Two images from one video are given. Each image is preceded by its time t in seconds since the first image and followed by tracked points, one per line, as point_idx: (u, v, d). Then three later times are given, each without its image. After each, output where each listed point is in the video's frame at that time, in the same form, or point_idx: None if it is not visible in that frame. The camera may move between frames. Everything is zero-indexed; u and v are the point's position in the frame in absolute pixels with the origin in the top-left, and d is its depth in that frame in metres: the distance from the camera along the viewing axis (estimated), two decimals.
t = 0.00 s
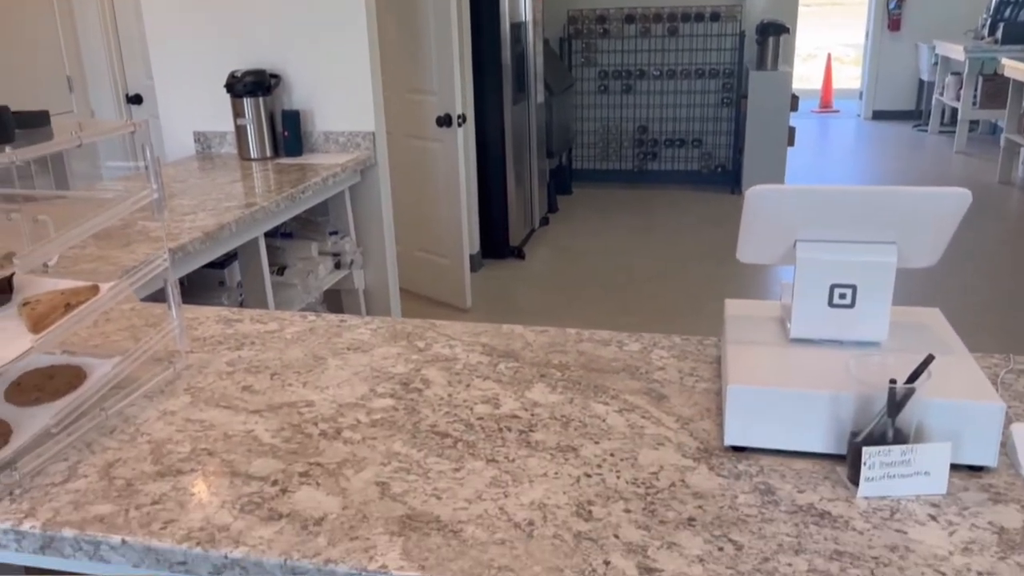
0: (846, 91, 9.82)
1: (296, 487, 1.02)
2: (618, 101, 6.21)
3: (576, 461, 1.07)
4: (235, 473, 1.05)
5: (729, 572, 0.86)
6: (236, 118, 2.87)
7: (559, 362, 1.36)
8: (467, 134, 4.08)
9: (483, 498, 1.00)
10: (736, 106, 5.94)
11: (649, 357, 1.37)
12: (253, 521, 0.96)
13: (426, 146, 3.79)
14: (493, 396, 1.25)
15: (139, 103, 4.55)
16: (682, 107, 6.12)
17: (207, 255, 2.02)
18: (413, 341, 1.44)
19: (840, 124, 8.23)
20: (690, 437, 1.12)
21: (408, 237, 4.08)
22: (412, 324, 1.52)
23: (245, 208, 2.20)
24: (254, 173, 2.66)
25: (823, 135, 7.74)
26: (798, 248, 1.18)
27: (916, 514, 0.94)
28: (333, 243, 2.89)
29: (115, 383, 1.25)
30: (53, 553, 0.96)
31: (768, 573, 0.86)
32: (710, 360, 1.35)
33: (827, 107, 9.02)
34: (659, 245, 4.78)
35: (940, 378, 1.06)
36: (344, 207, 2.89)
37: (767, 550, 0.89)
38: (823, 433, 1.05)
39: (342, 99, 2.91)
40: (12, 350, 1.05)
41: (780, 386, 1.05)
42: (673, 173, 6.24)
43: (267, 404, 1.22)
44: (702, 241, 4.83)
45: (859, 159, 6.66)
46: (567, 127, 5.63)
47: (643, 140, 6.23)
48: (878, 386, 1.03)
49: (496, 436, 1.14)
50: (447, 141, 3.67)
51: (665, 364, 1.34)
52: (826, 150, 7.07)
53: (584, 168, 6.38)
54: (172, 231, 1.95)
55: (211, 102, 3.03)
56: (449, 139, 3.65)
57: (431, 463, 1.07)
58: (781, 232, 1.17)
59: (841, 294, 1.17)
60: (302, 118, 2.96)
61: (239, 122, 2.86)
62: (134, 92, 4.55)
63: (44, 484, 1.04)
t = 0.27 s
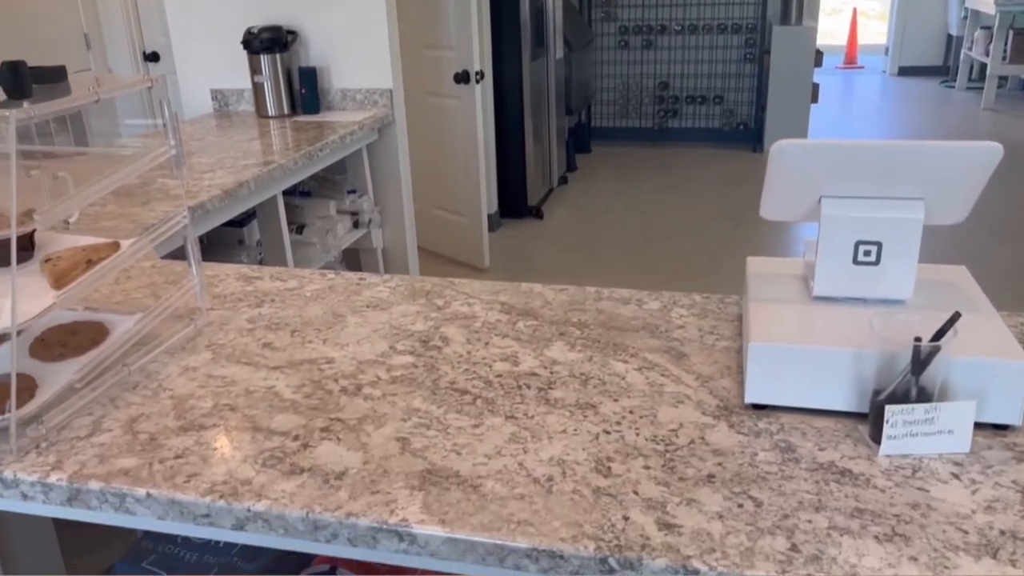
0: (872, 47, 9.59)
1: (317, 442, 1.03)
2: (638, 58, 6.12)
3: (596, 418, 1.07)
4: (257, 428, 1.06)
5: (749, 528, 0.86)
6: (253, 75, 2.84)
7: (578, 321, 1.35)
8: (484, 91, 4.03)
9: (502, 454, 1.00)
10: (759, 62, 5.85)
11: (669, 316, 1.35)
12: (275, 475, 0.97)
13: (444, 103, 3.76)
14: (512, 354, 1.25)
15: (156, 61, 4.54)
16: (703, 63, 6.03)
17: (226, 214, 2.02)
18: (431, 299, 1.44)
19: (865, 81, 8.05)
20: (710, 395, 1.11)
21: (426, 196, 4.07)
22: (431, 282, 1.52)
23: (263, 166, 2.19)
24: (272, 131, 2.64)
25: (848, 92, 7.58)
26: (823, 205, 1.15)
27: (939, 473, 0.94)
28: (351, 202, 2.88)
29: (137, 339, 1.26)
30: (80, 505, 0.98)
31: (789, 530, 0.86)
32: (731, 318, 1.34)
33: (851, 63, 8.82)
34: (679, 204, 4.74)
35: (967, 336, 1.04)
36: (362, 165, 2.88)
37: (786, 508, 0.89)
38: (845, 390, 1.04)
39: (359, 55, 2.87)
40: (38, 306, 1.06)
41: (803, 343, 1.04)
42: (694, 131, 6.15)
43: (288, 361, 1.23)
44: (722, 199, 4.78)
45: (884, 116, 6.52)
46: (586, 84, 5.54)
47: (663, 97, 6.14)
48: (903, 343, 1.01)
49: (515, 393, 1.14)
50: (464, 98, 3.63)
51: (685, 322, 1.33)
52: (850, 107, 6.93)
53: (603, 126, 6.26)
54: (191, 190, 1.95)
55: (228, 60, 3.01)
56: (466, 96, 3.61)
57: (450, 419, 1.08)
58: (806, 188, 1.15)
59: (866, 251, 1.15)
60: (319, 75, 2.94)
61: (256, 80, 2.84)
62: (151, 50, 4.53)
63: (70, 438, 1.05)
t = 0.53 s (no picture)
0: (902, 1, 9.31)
1: (344, 392, 1.03)
2: (662, 11, 6.03)
3: (622, 371, 1.06)
4: (284, 378, 1.07)
5: (778, 480, 0.86)
6: (273, 29, 2.80)
7: (604, 275, 1.33)
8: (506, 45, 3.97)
9: (529, 405, 1.00)
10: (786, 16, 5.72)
11: (696, 271, 1.33)
12: (303, 424, 0.98)
13: (464, 57, 3.70)
14: (537, 308, 1.24)
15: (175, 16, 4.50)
16: (728, 17, 5.93)
17: (247, 167, 2.01)
18: (455, 254, 1.43)
19: (894, 35, 7.84)
20: (738, 349, 1.10)
21: (447, 153, 4.04)
22: (455, 236, 1.50)
23: (283, 120, 2.17)
24: (292, 85, 2.61)
25: (876, 47, 7.38)
26: (857, 155, 1.12)
27: (972, 427, 0.93)
28: (372, 157, 2.86)
29: (163, 291, 1.26)
30: (111, 453, 0.99)
31: (818, 482, 0.85)
32: (760, 273, 1.32)
33: (880, 16, 8.59)
34: (702, 161, 4.67)
35: (1004, 290, 1.01)
36: (383, 120, 2.86)
37: (816, 461, 0.88)
38: (877, 344, 1.02)
39: (379, 8, 2.83)
40: (64, 256, 1.07)
41: (835, 296, 1.02)
42: (718, 87, 6.03)
43: (313, 313, 1.23)
44: (746, 156, 4.71)
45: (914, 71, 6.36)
46: (608, 38, 5.44)
47: (687, 52, 6.02)
48: (939, 297, 0.99)
49: (541, 346, 1.13)
50: (485, 52, 3.58)
51: (713, 277, 1.31)
52: (879, 62, 6.76)
53: (625, 82, 6.16)
54: (213, 143, 1.94)
55: (247, 13, 2.98)
56: (488, 49, 3.55)
57: (476, 371, 1.08)
58: (839, 136, 1.12)
59: (900, 203, 1.12)
60: (339, 28, 2.90)
61: (276, 34, 2.80)
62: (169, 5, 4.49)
63: (99, 387, 1.06)
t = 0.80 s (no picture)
0: None
1: (370, 340, 1.02)
2: None
3: (653, 321, 1.04)
4: (309, 326, 1.05)
5: (816, 431, 0.83)
6: None
7: (633, 226, 1.30)
8: None
9: (557, 354, 0.98)
10: None
11: (728, 221, 1.30)
12: (328, 372, 0.96)
13: (485, 10, 3.63)
14: (565, 258, 1.21)
15: None
16: None
17: (269, 118, 1.98)
18: (480, 204, 1.40)
19: None
20: (773, 300, 1.07)
21: (467, 108, 3.98)
22: (479, 187, 1.47)
23: (303, 70, 2.14)
24: (311, 36, 2.56)
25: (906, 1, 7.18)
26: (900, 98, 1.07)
27: (1017, 379, 0.90)
28: (391, 111, 2.80)
29: (185, 239, 1.25)
30: (136, 399, 0.99)
31: (858, 433, 0.83)
32: (794, 224, 1.28)
33: None
34: (726, 117, 4.59)
35: None
36: (403, 72, 2.83)
37: (855, 411, 0.86)
38: (918, 294, 0.99)
39: None
40: (86, 201, 1.05)
41: (876, 244, 0.98)
42: (744, 42, 5.89)
43: (336, 262, 1.21)
44: (772, 113, 4.62)
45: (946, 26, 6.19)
46: None
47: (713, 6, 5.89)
48: (985, 246, 0.95)
49: (569, 296, 1.11)
50: (507, 4, 3.50)
51: (746, 227, 1.27)
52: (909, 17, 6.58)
53: (648, 37, 6.02)
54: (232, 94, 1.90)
55: None
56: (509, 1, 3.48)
57: (503, 321, 1.06)
58: (881, 77, 1.07)
59: (945, 149, 1.07)
60: None
61: None
62: None
63: (123, 333, 1.05)
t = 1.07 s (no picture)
0: None
1: (395, 289, 1.00)
2: None
3: (683, 272, 1.02)
4: (333, 275, 1.04)
5: (853, 382, 0.81)
6: None
7: (661, 177, 1.27)
8: None
9: (586, 305, 0.96)
10: None
11: (759, 172, 1.27)
12: (353, 320, 0.95)
13: None
14: (592, 209, 1.18)
15: None
16: None
17: (286, 71, 1.95)
18: (503, 155, 1.37)
19: None
20: (807, 251, 1.04)
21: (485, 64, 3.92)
22: (502, 137, 1.44)
23: (321, 21, 2.10)
24: None
25: None
26: (944, 40, 1.04)
27: None
28: (410, 65, 2.76)
29: (205, 188, 1.23)
30: (159, 346, 0.98)
31: (896, 384, 0.81)
32: (827, 175, 1.24)
33: None
34: (750, 74, 4.49)
35: None
36: (421, 23, 2.78)
37: (893, 362, 0.83)
38: (959, 245, 0.96)
39: None
40: (107, 145, 1.04)
41: (916, 193, 0.95)
42: None
43: (359, 212, 1.19)
44: (797, 69, 4.53)
45: None
46: None
47: None
48: None
49: (597, 246, 1.09)
50: None
51: (777, 178, 1.24)
52: None
53: None
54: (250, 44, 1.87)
55: None
56: None
57: (530, 271, 1.04)
58: (925, 17, 1.03)
59: (990, 94, 1.02)
60: None
61: None
62: None
63: (145, 281, 1.04)
